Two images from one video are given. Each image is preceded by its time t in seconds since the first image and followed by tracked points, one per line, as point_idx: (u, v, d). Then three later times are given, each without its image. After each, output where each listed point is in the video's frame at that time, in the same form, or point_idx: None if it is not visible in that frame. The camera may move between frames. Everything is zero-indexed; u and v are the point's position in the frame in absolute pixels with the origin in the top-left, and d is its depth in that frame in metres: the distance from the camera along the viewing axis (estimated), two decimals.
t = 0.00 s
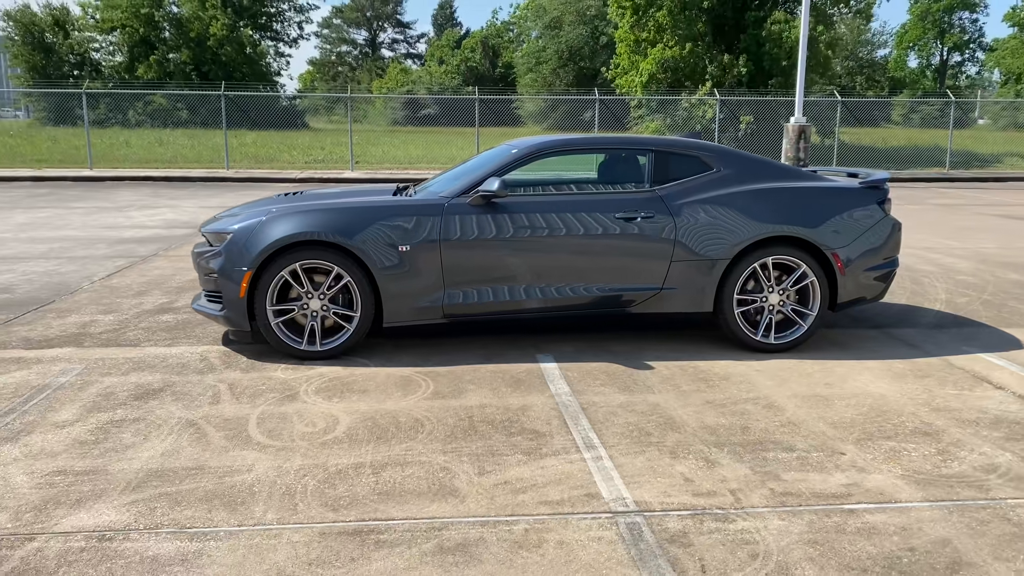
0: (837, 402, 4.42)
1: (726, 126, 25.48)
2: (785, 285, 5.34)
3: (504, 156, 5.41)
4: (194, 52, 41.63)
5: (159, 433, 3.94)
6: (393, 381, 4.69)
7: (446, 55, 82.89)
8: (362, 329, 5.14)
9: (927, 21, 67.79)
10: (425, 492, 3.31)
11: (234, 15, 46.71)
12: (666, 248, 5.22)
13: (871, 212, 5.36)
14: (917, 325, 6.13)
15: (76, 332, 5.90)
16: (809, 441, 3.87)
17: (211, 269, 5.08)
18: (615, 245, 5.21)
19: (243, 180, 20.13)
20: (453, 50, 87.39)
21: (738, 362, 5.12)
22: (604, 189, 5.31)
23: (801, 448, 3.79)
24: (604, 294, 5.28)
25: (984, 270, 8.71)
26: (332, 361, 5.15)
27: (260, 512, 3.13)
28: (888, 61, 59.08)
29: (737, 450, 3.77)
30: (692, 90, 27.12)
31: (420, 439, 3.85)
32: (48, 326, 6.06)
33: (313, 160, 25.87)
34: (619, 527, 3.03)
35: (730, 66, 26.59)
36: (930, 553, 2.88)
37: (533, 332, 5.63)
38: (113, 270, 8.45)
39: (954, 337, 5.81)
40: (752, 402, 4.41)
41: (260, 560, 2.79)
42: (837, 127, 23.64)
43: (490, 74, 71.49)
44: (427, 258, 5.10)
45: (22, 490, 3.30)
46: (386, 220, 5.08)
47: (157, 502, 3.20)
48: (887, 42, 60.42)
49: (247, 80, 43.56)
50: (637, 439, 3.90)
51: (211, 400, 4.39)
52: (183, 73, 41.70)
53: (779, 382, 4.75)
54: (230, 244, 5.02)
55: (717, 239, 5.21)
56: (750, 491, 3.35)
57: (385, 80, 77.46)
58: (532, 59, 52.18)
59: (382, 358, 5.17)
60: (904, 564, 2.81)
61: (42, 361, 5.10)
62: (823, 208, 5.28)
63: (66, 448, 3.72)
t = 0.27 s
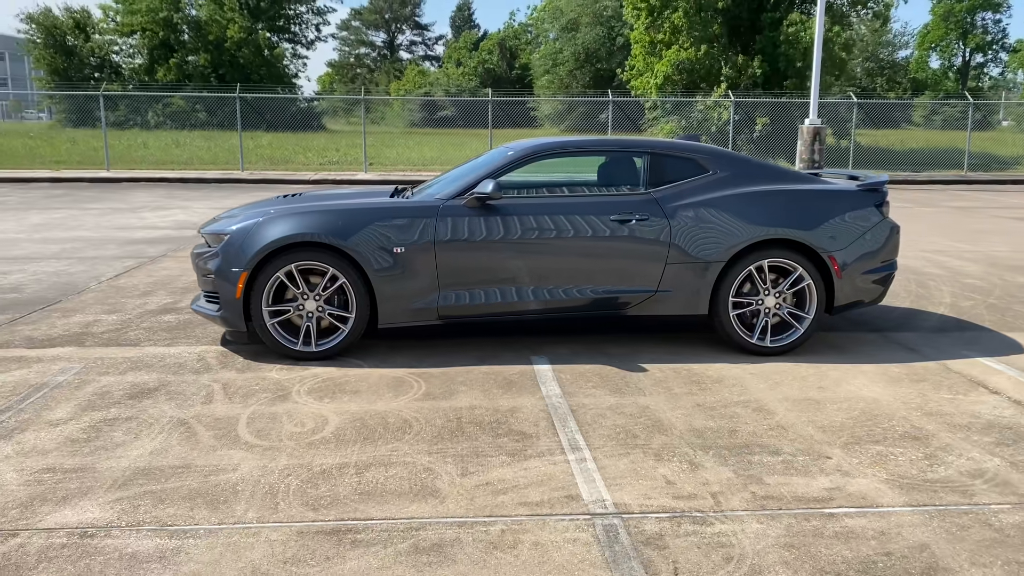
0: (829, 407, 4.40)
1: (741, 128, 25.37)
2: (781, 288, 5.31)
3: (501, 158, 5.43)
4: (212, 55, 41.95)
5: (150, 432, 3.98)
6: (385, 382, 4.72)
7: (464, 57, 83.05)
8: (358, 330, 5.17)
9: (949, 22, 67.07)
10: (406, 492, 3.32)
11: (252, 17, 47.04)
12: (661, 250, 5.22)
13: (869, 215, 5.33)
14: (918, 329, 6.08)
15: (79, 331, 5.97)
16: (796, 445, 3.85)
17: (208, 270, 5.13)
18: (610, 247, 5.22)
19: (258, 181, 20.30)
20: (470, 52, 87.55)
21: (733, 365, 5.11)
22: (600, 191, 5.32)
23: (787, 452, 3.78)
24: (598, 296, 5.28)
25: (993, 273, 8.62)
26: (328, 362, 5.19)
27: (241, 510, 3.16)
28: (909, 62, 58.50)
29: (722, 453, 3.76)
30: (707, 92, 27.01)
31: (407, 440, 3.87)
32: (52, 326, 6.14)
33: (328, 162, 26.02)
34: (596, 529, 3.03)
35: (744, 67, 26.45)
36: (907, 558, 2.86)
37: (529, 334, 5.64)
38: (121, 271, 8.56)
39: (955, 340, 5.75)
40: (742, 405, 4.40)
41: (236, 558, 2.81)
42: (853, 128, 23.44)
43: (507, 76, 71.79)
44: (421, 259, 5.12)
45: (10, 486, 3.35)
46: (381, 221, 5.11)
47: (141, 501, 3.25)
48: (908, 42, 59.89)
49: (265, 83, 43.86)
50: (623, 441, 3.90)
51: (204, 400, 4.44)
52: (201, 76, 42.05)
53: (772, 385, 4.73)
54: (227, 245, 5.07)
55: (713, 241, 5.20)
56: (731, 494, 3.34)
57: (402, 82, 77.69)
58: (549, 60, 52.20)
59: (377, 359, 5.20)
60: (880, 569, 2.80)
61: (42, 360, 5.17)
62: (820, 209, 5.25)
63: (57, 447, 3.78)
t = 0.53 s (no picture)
0: (814, 408, 4.41)
1: (754, 131, 25.31)
2: (772, 289, 5.32)
3: (493, 160, 5.47)
4: (228, 58, 42.31)
5: (138, 428, 4.04)
6: (374, 381, 4.77)
7: (480, 58, 83.16)
8: (349, 330, 5.22)
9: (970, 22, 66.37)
10: (383, 489, 3.37)
11: (270, 20, 47.36)
12: (650, 252, 5.24)
13: (861, 216, 5.32)
14: (914, 331, 6.07)
15: (80, 330, 6.07)
16: (776, 446, 3.86)
17: (203, 270, 5.21)
18: (600, 249, 5.24)
19: (270, 183, 20.47)
20: (487, 54, 87.75)
21: (722, 366, 5.12)
22: (590, 193, 5.35)
23: (766, 452, 3.79)
24: (589, 297, 5.30)
25: (998, 276, 8.56)
26: (320, 361, 5.24)
27: (219, 506, 3.22)
28: (929, 64, 57.95)
29: (702, 453, 3.78)
30: (721, 94, 26.94)
31: (390, 438, 3.92)
32: (54, 324, 6.24)
33: (341, 164, 26.19)
34: (566, 527, 3.06)
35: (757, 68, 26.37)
36: (873, 558, 2.87)
37: (521, 335, 5.67)
38: (127, 271, 8.68)
39: (950, 343, 5.73)
40: (726, 406, 4.42)
41: (208, 552, 2.86)
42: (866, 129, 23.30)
43: (523, 78, 72.03)
44: (412, 260, 5.17)
45: None
46: (373, 222, 5.17)
47: (122, 495, 3.31)
48: (928, 44, 59.35)
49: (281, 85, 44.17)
50: (603, 440, 3.92)
51: (194, 397, 4.51)
52: (219, 78, 42.43)
53: (759, 386, 4.74)
54: (221, 245, 5.14)
55: (703, 243, 5.22)
56: (705, 493, 3.36)
57: (419, 84, 77.91)
58: (564, 62, 52.21)
59: (369, 359, 5.25)
60: (845, 569, 2.80)
61: (41, 358, 5.26)
62: (811, 211, 5.26)
63: (47, 442, 3.85)
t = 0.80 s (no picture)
0: (796, 410, 4.43)
1: (765, 133, 25.28)
2: (760, 291, 5.33)
3: (483, 162, 5.52)
4: (242, 60, 42.61)
5: (125, 426, 4.12)
6: (361, 381, 4.83)
7: (494, 60, 83.27)
8: (339, 330, 5.28)
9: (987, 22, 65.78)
10: (358, 487, 3.42)
11: (284, 22, 47.62)
12: (638, 253, 5.27)
13: (849, 219, 5.34)
14: (906, 334, 6.07)
15: (78, 329, 6.17)
16: (752, 447, 3.89)
17: (196, 270, 5.28)
18: (588, 251, 5.28)
19: (281, 184, 20.63)
20: (500, 55, 87.83)
21: (709, 368, 5.14)
22: (579, 195, 5.39)
23: (742, 453, 3.81)
24: (577, 298, 5.34)
25: (999, 279, 8.53)
26: (311, 361, 5.31)
27: (196, 502, 3.28)
28: (945, 64, 57.49)
29: (678, 454, 3.81)
30: (731, 95, 26.91)
31: (370, 437, 3.97)
32: (54, 323, 6.35)
33: (351, 165, 26.37)
34: (535, 525, 3.11)
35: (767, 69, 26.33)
36: (836, 558, 2.90)
37: (512, 336, 5.71)
38: (131, 271, 8.79)
39: (940, 346, 5.73)
40: (708, 407, 4.45)
41: (181, 547, 2.92)
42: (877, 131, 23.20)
43: (536, 79, 72.23)
44: (402, 261, 5.22)
45: None
46: (363, 224, 5.22)
47: (103, 491, 3.38)
48: (944, 44, 58.92)
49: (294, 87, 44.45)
50: (581, 441, 3.96)
51: (182, 396, 4.58)
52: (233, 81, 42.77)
53: (743, 388, 4.76)
54: (213, 246, 5.22)
55: (690, 245, 5.24)
56: (676, 493, 3.39)
57: (433, 85, 78.09)
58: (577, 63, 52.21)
59: (358, 359, 5.31)
60: (806, 569, 2.83)
61: (37, 356, 5.36)
62: (798, 213, 5.27)
63: (35, 439, 3.93)
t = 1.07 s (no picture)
0: (780, 411, 4.44)
1: (773, 134, 25.26)
2: (749, 293, 5.34)
3: (474, 164, 5.57)
4: (253, 61, 42.78)
5: (115, 424, 4.18)
6: (351, 381, 4.87)
7: (504, 61, 83.38)
8: (331, 331, 5.32)
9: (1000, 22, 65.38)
10: (338, 486, 3.46)
11: (296, 23, 47.85)
12: (627, 255, 5.30)
13: (839, 221, 5.34)
14: (899, 336, 6.06)
15: (77, 328, 6.25)
16: (733, 448, 3.91)
17: (190, 271, 5.35)
18: (577, 253, 5.30)
19: (289, 184, 20.78)
20: (511, 56, 87.96)
21: (697, 369, 5.16)
22: (569, 197, 5.42)
23: (722, 454, 3.83)
24: (568, 299, 5.37)
25: (999, 281, 8.50)
26: (302, 361, 5.35)
27: (177, 500, 3.33)
28: (958, 65, 57.23)
29: (658, 454, 3.84)
30: (740, 96, 26.94)
31: (354, 436, 4.01)
32: (54, 322, 6.43)
33: (359, 167, 26.55)
34: (509, 523, 3.14)
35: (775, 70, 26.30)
36: (806, 559, 2.92)
37: (503, 336, 5.74)
38: (133, 271, 8.88)
39: (932, 348, 5.72)
40: (693, 408, 4.47)
41: (159, 544, 2.97)
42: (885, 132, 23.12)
43: (547, 80, 72.46)
44: (393, 262, 5.26)
45: None
46: (354, 225, 5.27)
47: (86, 488, 3.43)
48: (958, 45, 58.64)
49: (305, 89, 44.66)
50: (563, 441, 3.99)
51: (173, 396, 4.64)
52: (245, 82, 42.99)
53: (730, 389, 4.78)
54: (206, 247, 5.29)
55: (679, 247, 5.26)
56: (652, 493, 3.42)
57: (444, 87, 78.29)
58: (587, 64, 52.29)
59: (350, 359, 5.35)
60: (775, 570, 2.85)
61: (34, 355, 5.43)
62: (787, 215, 5.28)
63: (24, 437, 4.00)
